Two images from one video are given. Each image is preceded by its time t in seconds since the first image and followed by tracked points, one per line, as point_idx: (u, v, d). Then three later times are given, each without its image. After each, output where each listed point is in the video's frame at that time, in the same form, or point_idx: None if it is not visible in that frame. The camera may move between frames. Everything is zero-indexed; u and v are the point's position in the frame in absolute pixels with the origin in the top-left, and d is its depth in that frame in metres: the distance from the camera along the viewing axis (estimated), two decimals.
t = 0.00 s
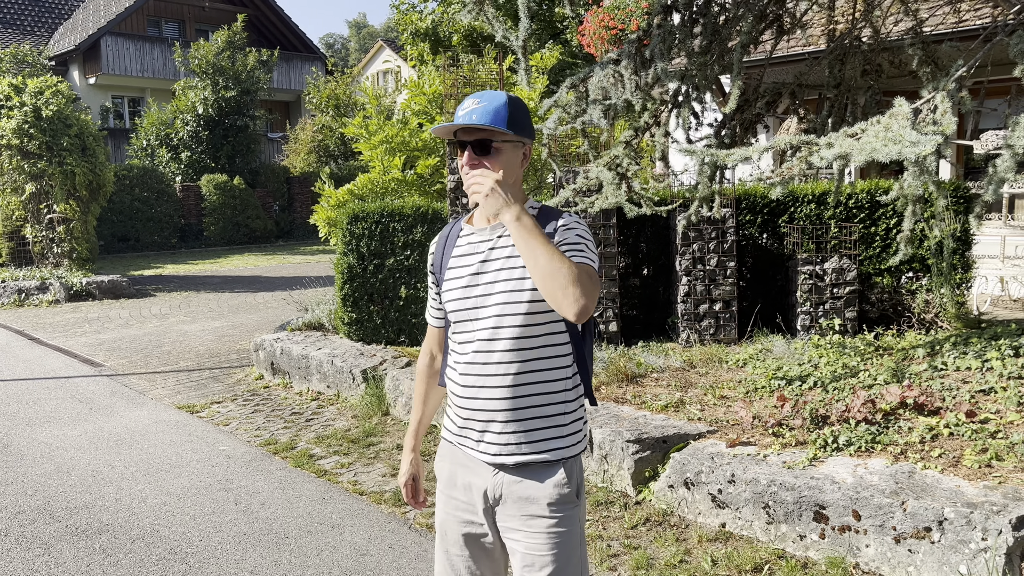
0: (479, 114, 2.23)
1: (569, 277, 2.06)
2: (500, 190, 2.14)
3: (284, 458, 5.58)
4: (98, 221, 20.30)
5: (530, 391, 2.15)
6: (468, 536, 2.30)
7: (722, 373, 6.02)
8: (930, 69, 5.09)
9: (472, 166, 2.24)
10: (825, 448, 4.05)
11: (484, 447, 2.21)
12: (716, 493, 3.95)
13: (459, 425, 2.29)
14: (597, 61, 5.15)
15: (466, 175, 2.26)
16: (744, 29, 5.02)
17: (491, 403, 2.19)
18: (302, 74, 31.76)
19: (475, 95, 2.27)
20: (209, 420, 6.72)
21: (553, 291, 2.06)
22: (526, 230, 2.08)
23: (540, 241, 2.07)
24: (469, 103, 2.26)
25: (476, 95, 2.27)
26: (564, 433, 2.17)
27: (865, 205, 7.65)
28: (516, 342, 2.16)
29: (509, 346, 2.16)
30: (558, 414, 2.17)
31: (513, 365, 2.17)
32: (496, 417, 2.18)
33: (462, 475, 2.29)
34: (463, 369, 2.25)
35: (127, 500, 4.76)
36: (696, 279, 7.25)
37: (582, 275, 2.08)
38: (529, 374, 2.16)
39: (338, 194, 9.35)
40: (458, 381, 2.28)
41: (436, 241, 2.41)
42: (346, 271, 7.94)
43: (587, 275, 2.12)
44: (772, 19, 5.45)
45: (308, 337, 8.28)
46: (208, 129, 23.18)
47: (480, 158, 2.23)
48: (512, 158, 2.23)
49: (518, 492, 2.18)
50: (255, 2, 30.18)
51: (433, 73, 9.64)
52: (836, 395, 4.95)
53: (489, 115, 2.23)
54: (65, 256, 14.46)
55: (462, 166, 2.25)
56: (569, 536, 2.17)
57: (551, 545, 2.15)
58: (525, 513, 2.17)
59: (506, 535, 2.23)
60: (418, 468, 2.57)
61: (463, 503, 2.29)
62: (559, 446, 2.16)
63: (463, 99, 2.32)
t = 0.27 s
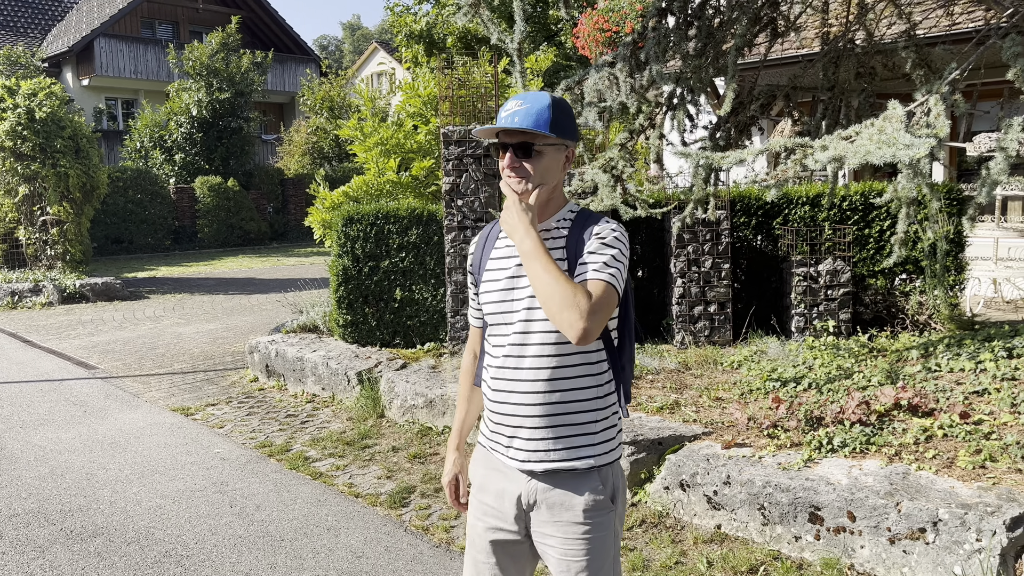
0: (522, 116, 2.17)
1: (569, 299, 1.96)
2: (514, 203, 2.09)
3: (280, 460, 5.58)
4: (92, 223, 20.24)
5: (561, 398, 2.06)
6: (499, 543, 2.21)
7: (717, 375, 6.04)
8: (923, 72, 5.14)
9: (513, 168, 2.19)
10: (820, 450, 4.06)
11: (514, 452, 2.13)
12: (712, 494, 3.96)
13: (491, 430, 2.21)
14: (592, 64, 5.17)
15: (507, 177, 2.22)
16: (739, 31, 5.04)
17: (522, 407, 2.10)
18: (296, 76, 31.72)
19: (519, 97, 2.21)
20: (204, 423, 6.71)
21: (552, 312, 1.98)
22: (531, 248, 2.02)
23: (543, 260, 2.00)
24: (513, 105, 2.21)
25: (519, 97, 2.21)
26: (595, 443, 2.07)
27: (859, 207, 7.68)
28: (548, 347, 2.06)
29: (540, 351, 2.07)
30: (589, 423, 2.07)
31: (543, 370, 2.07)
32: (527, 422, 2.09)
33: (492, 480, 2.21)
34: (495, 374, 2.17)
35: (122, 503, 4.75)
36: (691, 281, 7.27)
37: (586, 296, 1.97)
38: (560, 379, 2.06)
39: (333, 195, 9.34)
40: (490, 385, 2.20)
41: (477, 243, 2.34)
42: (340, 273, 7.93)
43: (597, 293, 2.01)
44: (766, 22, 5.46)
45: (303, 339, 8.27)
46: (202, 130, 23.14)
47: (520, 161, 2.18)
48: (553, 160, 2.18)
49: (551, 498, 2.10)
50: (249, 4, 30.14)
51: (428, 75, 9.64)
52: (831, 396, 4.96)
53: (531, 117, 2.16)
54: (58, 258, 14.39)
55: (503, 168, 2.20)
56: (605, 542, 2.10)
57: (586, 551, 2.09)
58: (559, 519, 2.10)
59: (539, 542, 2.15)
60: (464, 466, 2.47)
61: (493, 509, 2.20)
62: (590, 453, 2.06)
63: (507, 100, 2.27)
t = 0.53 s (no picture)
0: (554, 124, 2.12)
1: (602, 317, 1.93)
2: (547, 215, 2.03)
3: (265, 464, 5.55)
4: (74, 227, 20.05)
5: (586, 405, 2.03)
6: (524, 542, 2.20)
7: (703, 376, 6.06)
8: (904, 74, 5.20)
9: (544, 176, 2.14)
10: (805, 450, 4.08)
11: (538, 457, 2.11)
12: (698, 495, 3.97)
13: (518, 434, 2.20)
14: (577, 67, 5.18)
15: (535, 185, 2.17)
16: (723, 34, 5.06)
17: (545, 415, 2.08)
18: (281, 78, 31.59)
19: (550, 104, 2.16)
20: (189, 427, 6.66)
21: (584, 330, 1.95)
22: (563, 262, 1.98)
23: (575, 275, 1.96)
24: (543, 111, 2.16)
25: (551, 104, 2.16)
26: (620, 450, 2.04)
27: (842, 209, 7.80)
28: (573, 356, 2.04)
29: (566, 360, 2.04)
30: (614, 431, 2.04)
31: (567, 379, 2.05)
32: (551, 430, 2.07)
33: (518, 479, 2.19)
34: (520, 380, 2.15)
35: (106, 508, 4.70)
36: (677, 282, 7.31)
37: (618, 315, 1.94)
38: (584, 387, 2.03)
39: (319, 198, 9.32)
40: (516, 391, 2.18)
41: (506, 247, 2.30)
42: (326, 277, 7.89)
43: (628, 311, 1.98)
44: (749, 25, 5.49)
45: (288, 343, 8.24)
46: (186, 133, 22.99)
47: (551, 168, 2.13)
48: (582, 169, 2.14)
49: (576, 499, 2.07)
50: (233, 6, 29.98)
51: (413, 77, 9.63)
52: (816, 397, 4.98)
53: (563, 125, 2.12)
54: (40, 262, 14.23)
55: (533, 176, 2.15)
56: (630, 543, 2.07)
57: (610, 552, 2.05)
58: (583, 519, 2.07)
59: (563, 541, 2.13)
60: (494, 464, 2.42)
61: (518, 508, 2.18)
62: (613, 460, 2.03)
63: (536, 106, 2.22)
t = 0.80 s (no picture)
0: (563, 127, 2.01)
1: (614, 331, 1.79)
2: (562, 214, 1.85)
3: (240, 471, 5.49)
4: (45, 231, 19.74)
5: (582, 408, 1.91)
6: (511, 550, 2.06)
7: (679, 377, 6.08)
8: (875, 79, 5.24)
9: (551, 179, 2.02)
10: (779, 451, 4.11)
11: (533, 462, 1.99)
12: (674, 497, 3.99)
13: (512, 436, 2.07)
14: (552, 70, 5.18)
15: (540, 188, 2.05)
16: (697, 39, 5.10)
17: (543, 419, 1.95)
18: (255, 81, 31.37)
19: (559, 106, 2.05)
20: (162, 434, 6.57)
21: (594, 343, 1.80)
22: (578, 268, 1.81)
23: (590, 285, 1.81)
24: (551, 113, 2.05)
25: (559, 106, 2.05)
26: (615, 455, 1.92)
27: (815, 212, 7.86)
28: (572, 361, 1.91)
29: (564, 364, 1.91)
30: (609, 435, 1.92)
31: (564, 382, 1.92)
32: (549, 435, 1.95)
33: (510, 482, 2.06)
34: (515, 382, 2.02)
35: (76, 517, 4.62)
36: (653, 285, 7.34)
37: (631, 331, 1.81)
38: (580, 389, 1.91)
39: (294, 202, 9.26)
40: (511, 392, 2.05)
41: (505, 243, 2.14)
42: (301, 280, 7.87)
43: (637, 327, 1.86)
44: (723, 30, 5.54)
45: (263, 348, 8.16)
46: (159, 136, 22.74)
47: (558, 171, 2.02)
48: (589, 174, 2.03)
49: (568, 503, 1.94)
50: (206, 7, 29.71)
51: (388, 80, 9.60)
52: (790, 398, 5.02)
53: (572, 128, 2.01)
54: (9, 267, 14.00)
55: (539, 179, 2.03)
56: (623, 548, 1.95)
57: (603, 556, 1.93)
58: (574, 522, 1.94)
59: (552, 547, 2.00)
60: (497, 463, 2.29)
61: (508, 512, 2.04)
62: (608, 465, 1.91)
63: (543, 108, 2.10)
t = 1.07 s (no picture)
0: (551, 131, 1.94)
1: (592, 331, 1.79)
2: (540, 220, 1.86)
3: (205, 477, 5.41)
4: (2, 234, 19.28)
5: (559, 410, 1.91)
6: (490, 555, 2.04)
7: (647, 379, 6.12)
8: (836, 84, 5.37)
9: (536, 184, 1.96)
10: (745, 451, 4.17)
11: (510, 464, 1.98)
12: (642, 497, 4.02)
13: (486, 439, 2.06)
14: (520, 74, 5.20)
15: (524, 192, 1.99)
16: (663, 43, 5.16)
17: (520, 420, 1.94)
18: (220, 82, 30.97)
19: (546, 110, 1.98)
20: (124, 440, 6.45)
21: (572, 343, 1.80)
22: (555, 270, 1.81)
23: (567, 286, 1.80)
24: (537, 117, 1.98)
25: (546, 110, 1.98)
26: (591, 456, 1.92)
27: (779, 214, 7.98)
28: (548, 361, 1.90)
29: (541, 365, 1.91)
30: (585, 436, 1.92)
31: (540, 385, 1.91)
32: (525, 437, 1.94)
33: (488, 487, 2.04)
34: (491, 385, 2.01)
35: (36, 527, 4.51)
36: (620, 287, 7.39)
37: (609, 331, 1.81)
38: (557, 391, 1.91)
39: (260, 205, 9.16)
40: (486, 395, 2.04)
41: (481, 246, 2.15)
42: (268, 283, 7.83)
43: (616, 328, 1.85)
44: (688, 34, 5.60)
45: (229, 352, 8.06)
46: (120, 137, 22.34)
47: (544, 177, 1.96)
48: (574, 180, 1.97)
49: (546, 504, 1.93)
50: (170, 6, 29.25)
51: (356, 82, 9.55)
52: (756, 398, 5.09)
53: (558, 133, 1.94)
54: None
55: (523, 183, 1.97)
56: (602, 548, 1.94)
57: (582, 557, 1.92)
58: (553, 523, 1.93)
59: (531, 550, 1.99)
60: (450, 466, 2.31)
61: (487, 516, 2.03)
62: (585, 466, 1.91)
63: (529, 111, 2.03)
